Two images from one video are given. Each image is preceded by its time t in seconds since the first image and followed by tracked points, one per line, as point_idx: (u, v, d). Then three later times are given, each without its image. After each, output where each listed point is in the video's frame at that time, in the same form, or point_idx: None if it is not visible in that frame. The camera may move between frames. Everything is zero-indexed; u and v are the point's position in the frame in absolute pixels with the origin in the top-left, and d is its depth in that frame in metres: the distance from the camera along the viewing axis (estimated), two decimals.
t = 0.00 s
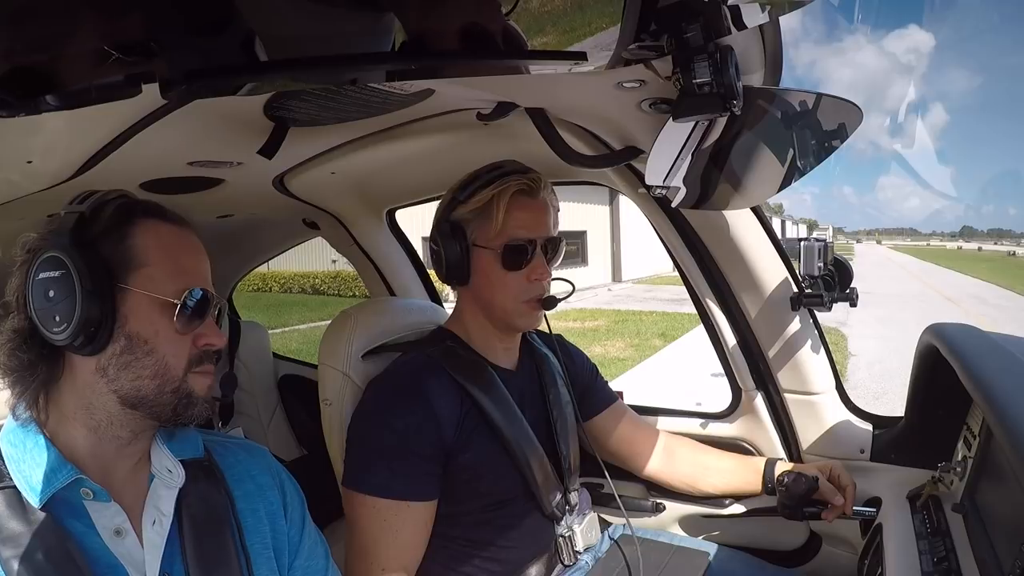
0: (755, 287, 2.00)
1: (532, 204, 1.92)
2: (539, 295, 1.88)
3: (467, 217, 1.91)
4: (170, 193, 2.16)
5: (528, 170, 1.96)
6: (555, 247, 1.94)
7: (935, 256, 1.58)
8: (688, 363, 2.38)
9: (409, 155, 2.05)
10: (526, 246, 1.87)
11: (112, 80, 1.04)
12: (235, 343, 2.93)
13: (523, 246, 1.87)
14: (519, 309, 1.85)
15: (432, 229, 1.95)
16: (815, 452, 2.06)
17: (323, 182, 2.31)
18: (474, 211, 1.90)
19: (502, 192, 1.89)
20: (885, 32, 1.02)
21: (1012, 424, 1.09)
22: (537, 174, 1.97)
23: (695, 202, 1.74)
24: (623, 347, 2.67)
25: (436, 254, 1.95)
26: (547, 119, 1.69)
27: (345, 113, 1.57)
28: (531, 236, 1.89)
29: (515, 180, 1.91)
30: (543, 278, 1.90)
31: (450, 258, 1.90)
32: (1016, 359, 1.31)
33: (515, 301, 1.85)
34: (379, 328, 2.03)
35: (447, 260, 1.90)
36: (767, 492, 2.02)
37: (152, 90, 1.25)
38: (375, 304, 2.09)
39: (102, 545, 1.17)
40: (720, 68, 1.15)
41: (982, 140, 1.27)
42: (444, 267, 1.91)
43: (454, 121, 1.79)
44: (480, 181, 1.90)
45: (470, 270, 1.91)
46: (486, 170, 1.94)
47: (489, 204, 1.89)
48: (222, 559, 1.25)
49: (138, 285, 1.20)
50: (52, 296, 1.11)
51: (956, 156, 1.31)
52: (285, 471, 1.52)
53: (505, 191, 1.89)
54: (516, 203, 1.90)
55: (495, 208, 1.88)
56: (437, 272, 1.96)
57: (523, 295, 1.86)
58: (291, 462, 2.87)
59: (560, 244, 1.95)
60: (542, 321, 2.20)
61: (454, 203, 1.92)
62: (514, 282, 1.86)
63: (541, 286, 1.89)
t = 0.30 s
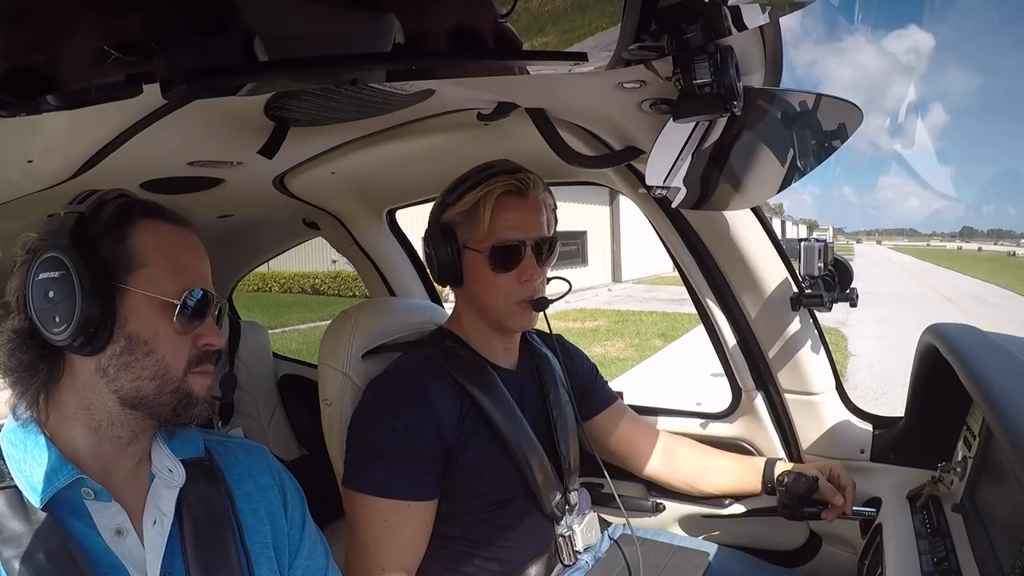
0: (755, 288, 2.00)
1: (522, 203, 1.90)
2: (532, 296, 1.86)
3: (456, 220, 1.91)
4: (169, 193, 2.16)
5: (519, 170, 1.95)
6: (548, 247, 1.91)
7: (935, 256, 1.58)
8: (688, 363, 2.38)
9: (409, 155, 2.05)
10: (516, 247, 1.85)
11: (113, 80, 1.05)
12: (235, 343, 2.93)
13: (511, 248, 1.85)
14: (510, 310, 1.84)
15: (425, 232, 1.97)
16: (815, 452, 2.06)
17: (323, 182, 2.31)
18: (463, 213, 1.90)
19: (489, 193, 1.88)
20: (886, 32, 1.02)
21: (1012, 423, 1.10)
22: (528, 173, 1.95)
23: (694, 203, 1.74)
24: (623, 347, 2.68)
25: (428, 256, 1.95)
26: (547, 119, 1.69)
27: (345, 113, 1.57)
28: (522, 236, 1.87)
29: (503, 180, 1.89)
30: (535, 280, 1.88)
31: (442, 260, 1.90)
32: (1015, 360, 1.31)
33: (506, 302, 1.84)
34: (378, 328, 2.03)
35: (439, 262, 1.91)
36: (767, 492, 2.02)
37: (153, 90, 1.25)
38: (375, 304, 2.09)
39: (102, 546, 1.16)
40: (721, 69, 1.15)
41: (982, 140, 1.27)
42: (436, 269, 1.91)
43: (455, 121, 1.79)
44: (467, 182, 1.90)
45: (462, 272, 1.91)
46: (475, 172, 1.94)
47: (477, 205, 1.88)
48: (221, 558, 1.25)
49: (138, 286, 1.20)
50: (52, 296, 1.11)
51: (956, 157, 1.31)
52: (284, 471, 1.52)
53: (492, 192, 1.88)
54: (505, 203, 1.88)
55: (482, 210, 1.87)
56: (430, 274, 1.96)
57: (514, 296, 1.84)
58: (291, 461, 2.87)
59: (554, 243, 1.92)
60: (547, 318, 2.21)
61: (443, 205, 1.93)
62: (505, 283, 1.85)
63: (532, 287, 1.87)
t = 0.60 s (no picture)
0: (755, 287, 2.00)
1: (503, 203, 1.88)
2: (519, 298, 1.85)
3: (440, 225, 1.93)
4: (170, 193, 2.17)
5: (502, 168, 1.92)
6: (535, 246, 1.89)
7: (935, 256, 1.58)
8: (688, 363, 2.38)
9: (409, 155, 2.05)
10: (499, 248, 1.85)
11: (114, 81, 1.07)
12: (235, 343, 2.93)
13: (488, 253, 1.85)
14: (497, 313, 1.84)
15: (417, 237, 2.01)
16: (814, 452, 2.06)
17: (323, 182, 2.32)
18: (446, 217, 1.91)
19: (468, 196, 1.87)
20: (885, 32, 1.02)
21: (1012, 423, 1.10)
22: (512, 172, 1.92)
23: (694, 202, 1.74)
24: (623, 347, 2.67)
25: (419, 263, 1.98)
26: (547, 119, 1.69)
27: (345, 113, 1.57)
28: (506, 237, 1.86)
29: (482, 181, 1.88)
30: (518, 283, 1.86)
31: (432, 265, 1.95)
32: (1015, 360, 1.31)
33: (492, 305, 1.84)
34: (378, 328, 2.03)
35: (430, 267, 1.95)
36: (767, 492, 2.02)
37: (153, 90, 1.25)
38: (375, 303, 2.09)
39: (100, 547, 1.17)
40: (721, 68, 1.15)
41: (982, 139, 1.27)
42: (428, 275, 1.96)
43: (455, 121, 1.79)
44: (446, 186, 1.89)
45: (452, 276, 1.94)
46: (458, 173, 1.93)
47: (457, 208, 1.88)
48: (220, 558, 1.25)
49: (126, 286, 1.19)
50: (38, 300, 1.11)
51: (956, 156, 1.31)
52: (283, 470, 1.52)
53: (471, 195, 1.87)
54: (486, 204, 1.87)
55: (462, 213, 1.87)
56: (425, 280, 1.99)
57: (500, 299, 1.84)
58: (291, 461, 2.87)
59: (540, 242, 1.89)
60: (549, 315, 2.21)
61: (427, 211, 1.95)
62: (492, 286, 1.84)
63: (513, 291, 1.85)
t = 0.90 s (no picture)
0: (755, 287, 2.00)
1: (487, 214, 1.83)
2: (511, 316, 1.81)
3: (423, 240, 1.88)
4: (172, 193, 2.17)
5: (487, 175, 1.87)
6: (525, 258, 1.84)
7: (935, 256, 1.58)
8: (688, 363, 2.39)
9: (409, 155, 2.05)
10: (487, 264, 1.80)
11: (113, 81, 1.05)
12: (235, 343, 2.93)
13: (474, 269, 1.80)
14: (490, 336, 1.80)
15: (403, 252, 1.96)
16: (815, 452, 2.06)
17: (323, 182, 2.32)
18: (428, 230, 1.86)
19: (450, 207, 1.82)
20: (886, 32, 1.02)
21: (1012, 422, 1.09)
22: (496, 178, 1.88)
23: (694, 202, 1.73)
24: (623, 347, 2.67)
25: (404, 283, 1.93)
26: (547, 119, 1.69)
27: (345, 113, 1.57)
28: (494, 250, 1.81)
29: (463, 190, 1.84)
30: (509, 297, 1.81)
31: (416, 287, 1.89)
32: (1015, 360, 1.30)
33: (483, 326, 1.80)
34: (377, 328, 2.03)
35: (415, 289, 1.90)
36: (767, 492, 2.02)
37: (152, 90, 1.25)
38: (375, 303, 2.09)
39: (94, 552, 1.16)
40: (721, 69, 1.15)
41: (983, 139, 1.26)
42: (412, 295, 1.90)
43: (455, 121, 1.78)
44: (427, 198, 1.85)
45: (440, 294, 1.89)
46: (440, 184, 1.88)
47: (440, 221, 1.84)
48: (216, 558, 1.25)
49: (96, 287, 1.17)
50: (7, 306, 1.10)
51: (956, 156, 1.31)
52: (277, 467, 1.52)
53: (453, 206, 1.82)
54: (470, 216, 1.83)
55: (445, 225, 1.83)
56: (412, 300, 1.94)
57: (493, 320, 1.80)
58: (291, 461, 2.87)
59: (531, 254, 1.84)
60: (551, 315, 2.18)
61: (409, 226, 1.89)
62: (482, 306, 1.80)
63: (505, 307, 1.81)
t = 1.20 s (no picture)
0: (755, 288, 2.00)
1: (473, 236, 1.79)
2: (502, 344, 1.79)
3: (404, 265, 1.83)
4: (173, 193, 2.17)
5: (471, 192, 1.83)
6: (514, 282, 1.81)
7: (935, 256, 1.58)
8: (688, 363, 2.39)
9: (409, 155, 2.05)
10: (474, 292, 1.76)
11: (113, 81, 1.03)
12: (235, 343, 2.93)
13: (462, 298, 1.76)
14: (483, 364, 1.79)
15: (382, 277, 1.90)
16: (814, 452, 2.06)
17: (324, 182, 2.32)
18: (410, 254, 1.82)
19: (434, 232, 1.78)
20: (885, 32, 1.02)
21: (1012, 423, 1.10)
22: (481, 196, 1.84)
23: (694, 203, 1.73)
24: (623, 347, 2.65)
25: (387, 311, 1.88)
26: (547, 119, 1.69)
27: (345, 113, 1.58)
28: (481, 275, 1.78)
29: (446, 212, 1.80)
30: (501, 323, 1.79)
31: (399, 316, 1.83)
32: (1015, 361, 1.31)
33: (473, 355, 1.78)
34: (377, 329, 2.03)
35: (398, 317, 1.83)
36: (767, 493, 2.02)
37: (152, 90, 1.25)
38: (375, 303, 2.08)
39: (93, 554, 1.17)
40: (721, 69, 1.15)
41: (983, 139, 1.26)
42: (395, 322, 1.85)
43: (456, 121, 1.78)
44: (408, 222, 1.80)
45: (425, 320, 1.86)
46: (420, 202, 1.83)
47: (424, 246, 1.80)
48: (214, 558, 1.25)
49: (52, 295, 1.14)
50: None
51: (956, 156, 1.31)
52: (276, 466, 1.53)
53: (436, 230, 1.78)
54: (455, 238, 1.79)
55: (428, 249, 1.78)
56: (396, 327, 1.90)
57: (484, 351, 1.78)
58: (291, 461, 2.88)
59: (521, 276, 1.81)
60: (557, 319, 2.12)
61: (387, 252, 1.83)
62: (472, 335, 1.78)
63: (498, 334, 1.79)
